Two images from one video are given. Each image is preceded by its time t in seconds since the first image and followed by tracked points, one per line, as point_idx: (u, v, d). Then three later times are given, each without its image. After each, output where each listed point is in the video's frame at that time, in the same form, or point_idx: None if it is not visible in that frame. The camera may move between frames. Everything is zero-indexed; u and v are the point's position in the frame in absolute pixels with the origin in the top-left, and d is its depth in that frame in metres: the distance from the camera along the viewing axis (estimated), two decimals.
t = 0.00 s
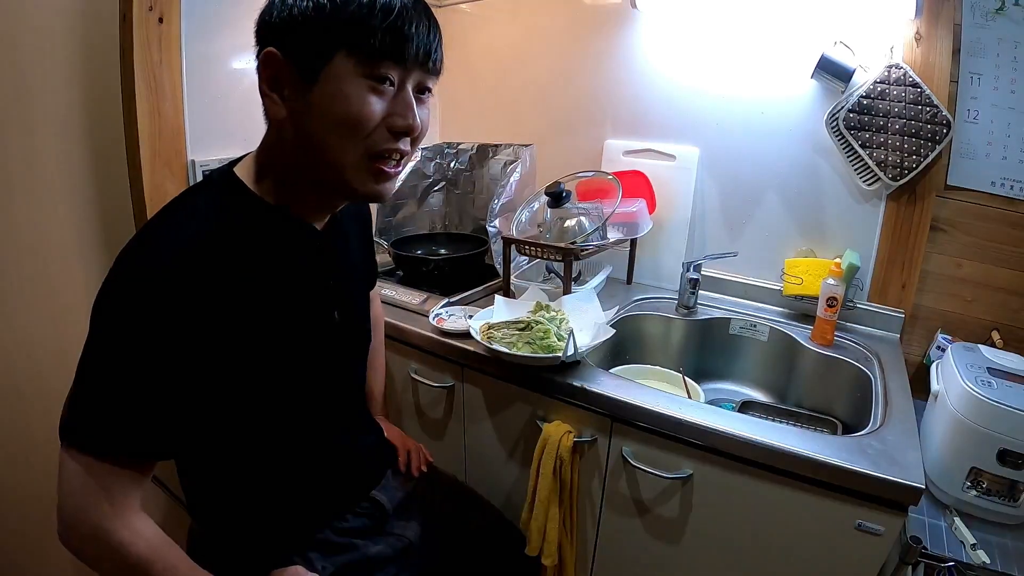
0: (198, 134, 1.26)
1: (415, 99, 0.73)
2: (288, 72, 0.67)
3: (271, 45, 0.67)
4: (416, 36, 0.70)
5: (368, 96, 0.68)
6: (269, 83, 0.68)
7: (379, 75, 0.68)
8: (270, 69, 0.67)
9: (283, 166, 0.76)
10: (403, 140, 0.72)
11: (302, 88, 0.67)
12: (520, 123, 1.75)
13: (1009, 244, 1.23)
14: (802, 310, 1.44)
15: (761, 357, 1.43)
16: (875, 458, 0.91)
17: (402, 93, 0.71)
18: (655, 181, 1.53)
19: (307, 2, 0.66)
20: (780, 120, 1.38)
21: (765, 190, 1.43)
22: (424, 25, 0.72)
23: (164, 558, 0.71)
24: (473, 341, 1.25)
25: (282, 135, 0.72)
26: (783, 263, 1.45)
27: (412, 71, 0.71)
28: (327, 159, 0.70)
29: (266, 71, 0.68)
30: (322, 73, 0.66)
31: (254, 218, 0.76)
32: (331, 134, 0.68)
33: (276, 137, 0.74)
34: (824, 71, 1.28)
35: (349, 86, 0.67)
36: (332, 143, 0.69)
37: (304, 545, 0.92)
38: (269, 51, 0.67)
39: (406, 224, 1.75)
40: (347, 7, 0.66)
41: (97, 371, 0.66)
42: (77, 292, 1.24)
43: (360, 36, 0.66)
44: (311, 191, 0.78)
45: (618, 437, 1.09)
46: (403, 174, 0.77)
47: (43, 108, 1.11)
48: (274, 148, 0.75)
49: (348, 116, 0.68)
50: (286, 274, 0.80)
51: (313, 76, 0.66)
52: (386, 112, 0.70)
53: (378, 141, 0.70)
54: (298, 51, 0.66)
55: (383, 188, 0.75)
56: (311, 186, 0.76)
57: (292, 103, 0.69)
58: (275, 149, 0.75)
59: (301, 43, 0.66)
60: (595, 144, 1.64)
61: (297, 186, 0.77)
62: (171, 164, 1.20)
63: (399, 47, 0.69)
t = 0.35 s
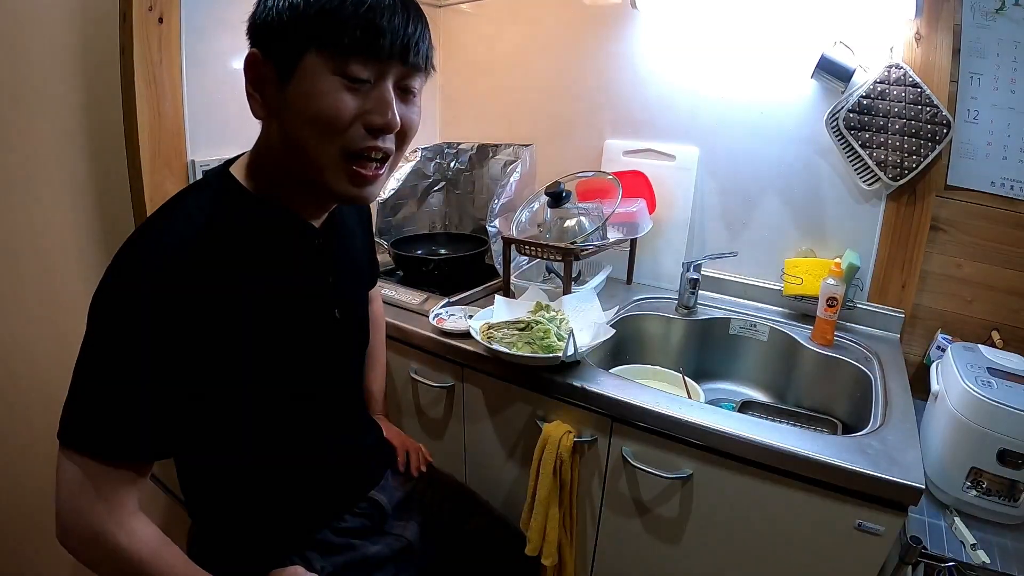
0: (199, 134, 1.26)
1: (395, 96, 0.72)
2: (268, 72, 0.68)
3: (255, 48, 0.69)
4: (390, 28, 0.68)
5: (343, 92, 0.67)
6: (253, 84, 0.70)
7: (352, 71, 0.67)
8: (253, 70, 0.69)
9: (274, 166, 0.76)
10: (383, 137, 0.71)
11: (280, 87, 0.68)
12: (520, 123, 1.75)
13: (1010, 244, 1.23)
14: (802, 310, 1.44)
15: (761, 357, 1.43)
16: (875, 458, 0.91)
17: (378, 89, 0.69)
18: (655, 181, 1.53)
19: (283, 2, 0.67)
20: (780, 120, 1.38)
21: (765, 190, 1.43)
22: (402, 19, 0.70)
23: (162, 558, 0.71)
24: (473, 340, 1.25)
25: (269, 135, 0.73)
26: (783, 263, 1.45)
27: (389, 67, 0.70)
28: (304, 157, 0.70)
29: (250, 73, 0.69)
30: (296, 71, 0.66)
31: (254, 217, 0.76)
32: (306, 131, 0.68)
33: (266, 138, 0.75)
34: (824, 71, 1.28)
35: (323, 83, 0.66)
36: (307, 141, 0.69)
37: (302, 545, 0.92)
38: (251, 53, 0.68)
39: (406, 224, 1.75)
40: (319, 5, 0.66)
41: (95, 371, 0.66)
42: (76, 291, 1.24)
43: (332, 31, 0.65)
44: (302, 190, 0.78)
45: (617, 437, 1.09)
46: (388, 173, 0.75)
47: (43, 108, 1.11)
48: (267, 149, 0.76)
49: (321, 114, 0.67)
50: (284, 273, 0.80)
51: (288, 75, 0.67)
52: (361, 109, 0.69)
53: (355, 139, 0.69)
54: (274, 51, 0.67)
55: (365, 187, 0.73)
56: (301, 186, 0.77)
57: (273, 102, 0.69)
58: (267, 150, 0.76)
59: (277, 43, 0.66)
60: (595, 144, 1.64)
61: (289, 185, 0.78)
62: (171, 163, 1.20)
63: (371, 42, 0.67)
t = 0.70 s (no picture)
0: (199, 134, 1.26)
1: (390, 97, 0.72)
2: (264, 72, 0.69)
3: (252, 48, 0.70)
4: (384, 27, 0.68)
5: (336, 92, 0.67)
6: (251, 84, 0.70)
7: (345, 71, 0.67)
8: (250, 71, 0.70)
9: (273, 167, 0.77)
10: (377, 137, 0.71)
11: (275, 87, 0.68)
12: (520, 123, 1.75)
13: (1010, 244, 1.23)
14: (802, 310, 1.44)
15: (761, 357, 1.43)
16: (875, 458, 0.91)
17: (373, 89, 0.69)
18: (655, 181, 1.53)
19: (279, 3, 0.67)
20: (780, 120, 1.38)
21: (765, 190, 1.43)
22: (397, 18, 0.69)
23: (162, 557, 0.70)
24: (473, 341, 1.25)
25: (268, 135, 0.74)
26: (783, 263, 1.45)
27: (384, 67, 0.69)
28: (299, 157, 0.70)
29: (248, 73, 0.70)
30: (291, 71, 0.67)
31: (254, 217, 0.76)
32: (301, 131, 0.68)
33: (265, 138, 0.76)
34: (824, 71, 1.28)
35: (316, 82, 0.67)
36: (302, 141, 0.69)
37: (302, 545, 0.92)
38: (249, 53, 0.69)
39: (406, 224, 1.75)
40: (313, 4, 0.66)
41: (95, 371, 0.66)
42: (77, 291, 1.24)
43: (325, 30, 0.65)
44: (299, 191, 0.78)
45: (617, 437, 1.09)
46: (385, 173, 0.75)
47: (43, 108, 1.11)
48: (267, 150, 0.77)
49: (315, 113, 0.67)
50: (283, 273, 0.80)
51: (283, 75, 0.67)
52: (355, 109, 0.69)
53: (349, 139, 0.69)
54: (269, 50, 0.67)
55: (361, 188, 0.73)
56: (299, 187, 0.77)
57: (269, 101, 0.70)
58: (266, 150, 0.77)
59: (272, 43, 0.67)
60: (595, 144, 1.64)
61: (288, 185, 0.78)
62: (171, 163, 1.20)
63: (365, 41, 0.67)
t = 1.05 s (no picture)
0: (199, 133, 1.26)
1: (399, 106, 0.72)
2: (272, 73, 0.68)
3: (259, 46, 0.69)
4: (398, 36, 0.68)
5: (347, 99, 0.67)
6: (258, 84, 0.69)
7: (357, 79, 0.67)
8: (257, 69, 0.69)
9: (276, 167, 0.76)
10: (385, 147, 0.71)
11: (283, 89, 0.68)
12: (520, 123, 1.75)
13: (1010, 244, 1.23)
14: (802, 310, 1.44)
15: (761, 357, 1.43)
16: (875, 458, 0.91)
17: (383, 98, 0.70)
18: (655, 180, 1.53)
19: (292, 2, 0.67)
20: (780, 120, 1.38)
21: (765, 190, 1.43)
22: (411, 26, 0.69)
23: (162, 558, 0.70)
24: (473, 341, 1.25)
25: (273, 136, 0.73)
26: (783, 263, 1.45)
27: (395, 76, 0.70)
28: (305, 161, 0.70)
29: (254, 72, 0.69)
30: (301, 75, 0.66)
31: (254, 218, 0.76)
32: (309, 136, 0.68)
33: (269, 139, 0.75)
34: (824, 71, 1.28)
35: (326, 88, 0.66)
36: (309, 146, 0.69)
37: (303, 545, 0.92)
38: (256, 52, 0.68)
39: (406, 224, 1.75)
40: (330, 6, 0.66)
41: (95, 371, 0.66)
42: (76, 290, 1.24)
43: (338, 36, 0.65)
44: (303, 193, 0.78)
45: (617, 437, 1.09)
46: (389, 181, 0.76)
47: (42, 109, 1.11)
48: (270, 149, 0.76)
49: (324, 119, 0.67)
50: (283, 273, 0.80)
51: (293, 78, 0.67)
52: (364, 118, 0.69)
53: (357, 146, 0.69)
54: (279, 51, 0.67)
55: (365, 195, 0.74)
56: (302, 189, 0.77)
57: (277, 103, 0.69)
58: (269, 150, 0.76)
59: (283, 44, 0.66)
60: (595, 144, 1.64)
61: (290, 186, 0.78)
62: (171, 163, 1.20)
63: (378, 50, 0.67)
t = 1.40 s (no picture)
0: (199, 133, 1.26)
1: (414, 117, 0.74)
2: (288, 79, 0.67)
3: (272, 47, 0.67)
4: (423, 51, 0.69)
5: (368, 113, 0.68)
6: (270, 88, 0.68)
7: (380, 93, 0.68)
8: (268, 72, 0.67)
9: (283, 170, 0.76)
10: (400, 158, 0.73)
11: (300, 96, 0.67)
12: (520, 123, 1.75)
13: (1010, 244, 1.23)
14: (802, 310, 1.44)
15: (761, 357, 1.43)
16: (875, 458, 0.91)
17: (402, 111, 0.71)
18: (655, 181, 1.53)
19: (313, 5, 0.65)
20: (780, 120, 1.38)
21: (765, 190, 1.43)
22: (434, 40, 0.70)
23: (162, 559, 0.70)
24: (473, 341, 1.25)
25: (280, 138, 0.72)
26: (783, 263, 1.45)
27: (415, 90, 0.71)
28: (320, 169, 0.71)
29: (265, 73, 0.67)
30: (324, 86, 0.66)
31: (253, 217, 0.76)
32: (327, 147, 0.69)
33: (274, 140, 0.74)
34: (824, 71, 1.28)
35: (348, 102, 0.67)
36: (327, 156, 0.69)
37: (303, 545, 0.92)
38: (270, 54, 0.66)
39: (406, 224, 1.76)
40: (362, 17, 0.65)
41: (94, 371, 0.66)
42: (75, 290, 1.24)
43: (365, 51, 0.65)
44: (312, 195, 0.78)
45: (617, 437, 1.09)
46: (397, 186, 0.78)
47: (42, 109, 1.11)
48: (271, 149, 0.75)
49: (345, 132, 0.68)
50: (282, 273, 0.80)
51: (313, 88, 0.66)
52: (384, 131, 0.70)
53: (375, 158, 0.71)
54: (299, 57, 0.65)
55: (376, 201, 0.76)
56: (307, 192, 0.77)
57: (299, 109, 0.68)
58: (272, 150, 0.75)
59: (304, 51, 0.65)
60: (595, 144, 1.64)
61: (297, 189, 0.77)
62: (171, 163, 1.20)
63: (404, 65, 0.68)
